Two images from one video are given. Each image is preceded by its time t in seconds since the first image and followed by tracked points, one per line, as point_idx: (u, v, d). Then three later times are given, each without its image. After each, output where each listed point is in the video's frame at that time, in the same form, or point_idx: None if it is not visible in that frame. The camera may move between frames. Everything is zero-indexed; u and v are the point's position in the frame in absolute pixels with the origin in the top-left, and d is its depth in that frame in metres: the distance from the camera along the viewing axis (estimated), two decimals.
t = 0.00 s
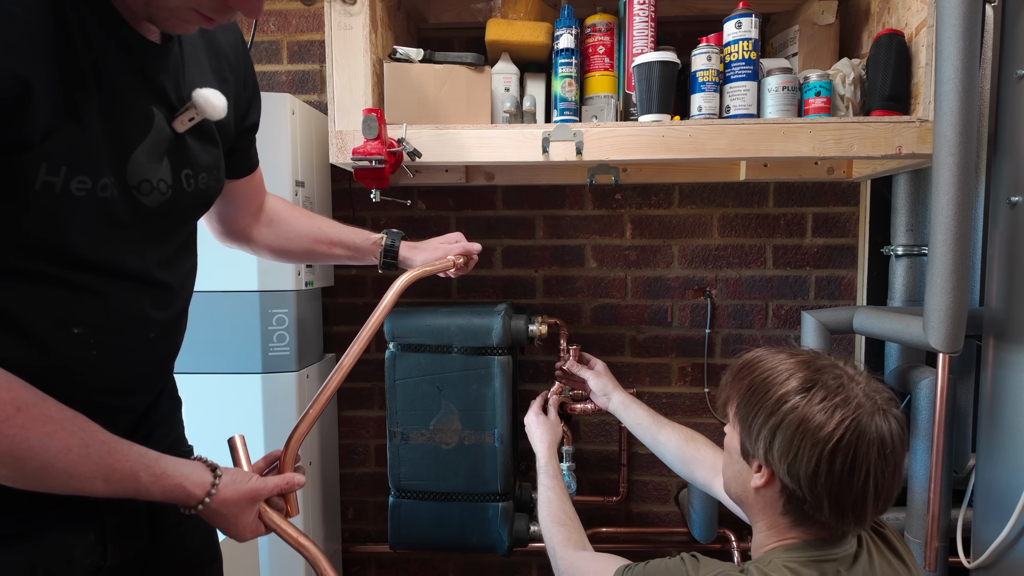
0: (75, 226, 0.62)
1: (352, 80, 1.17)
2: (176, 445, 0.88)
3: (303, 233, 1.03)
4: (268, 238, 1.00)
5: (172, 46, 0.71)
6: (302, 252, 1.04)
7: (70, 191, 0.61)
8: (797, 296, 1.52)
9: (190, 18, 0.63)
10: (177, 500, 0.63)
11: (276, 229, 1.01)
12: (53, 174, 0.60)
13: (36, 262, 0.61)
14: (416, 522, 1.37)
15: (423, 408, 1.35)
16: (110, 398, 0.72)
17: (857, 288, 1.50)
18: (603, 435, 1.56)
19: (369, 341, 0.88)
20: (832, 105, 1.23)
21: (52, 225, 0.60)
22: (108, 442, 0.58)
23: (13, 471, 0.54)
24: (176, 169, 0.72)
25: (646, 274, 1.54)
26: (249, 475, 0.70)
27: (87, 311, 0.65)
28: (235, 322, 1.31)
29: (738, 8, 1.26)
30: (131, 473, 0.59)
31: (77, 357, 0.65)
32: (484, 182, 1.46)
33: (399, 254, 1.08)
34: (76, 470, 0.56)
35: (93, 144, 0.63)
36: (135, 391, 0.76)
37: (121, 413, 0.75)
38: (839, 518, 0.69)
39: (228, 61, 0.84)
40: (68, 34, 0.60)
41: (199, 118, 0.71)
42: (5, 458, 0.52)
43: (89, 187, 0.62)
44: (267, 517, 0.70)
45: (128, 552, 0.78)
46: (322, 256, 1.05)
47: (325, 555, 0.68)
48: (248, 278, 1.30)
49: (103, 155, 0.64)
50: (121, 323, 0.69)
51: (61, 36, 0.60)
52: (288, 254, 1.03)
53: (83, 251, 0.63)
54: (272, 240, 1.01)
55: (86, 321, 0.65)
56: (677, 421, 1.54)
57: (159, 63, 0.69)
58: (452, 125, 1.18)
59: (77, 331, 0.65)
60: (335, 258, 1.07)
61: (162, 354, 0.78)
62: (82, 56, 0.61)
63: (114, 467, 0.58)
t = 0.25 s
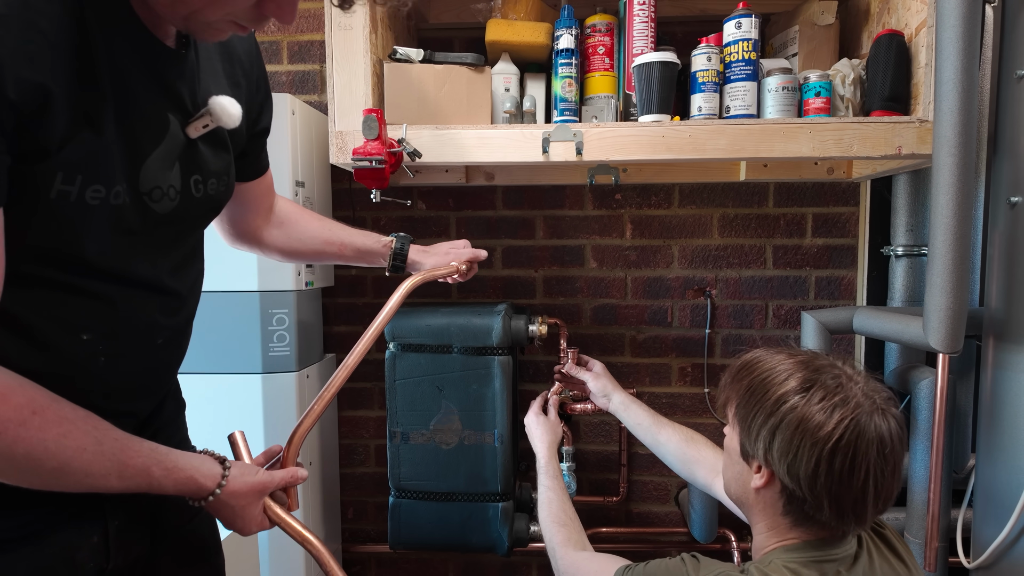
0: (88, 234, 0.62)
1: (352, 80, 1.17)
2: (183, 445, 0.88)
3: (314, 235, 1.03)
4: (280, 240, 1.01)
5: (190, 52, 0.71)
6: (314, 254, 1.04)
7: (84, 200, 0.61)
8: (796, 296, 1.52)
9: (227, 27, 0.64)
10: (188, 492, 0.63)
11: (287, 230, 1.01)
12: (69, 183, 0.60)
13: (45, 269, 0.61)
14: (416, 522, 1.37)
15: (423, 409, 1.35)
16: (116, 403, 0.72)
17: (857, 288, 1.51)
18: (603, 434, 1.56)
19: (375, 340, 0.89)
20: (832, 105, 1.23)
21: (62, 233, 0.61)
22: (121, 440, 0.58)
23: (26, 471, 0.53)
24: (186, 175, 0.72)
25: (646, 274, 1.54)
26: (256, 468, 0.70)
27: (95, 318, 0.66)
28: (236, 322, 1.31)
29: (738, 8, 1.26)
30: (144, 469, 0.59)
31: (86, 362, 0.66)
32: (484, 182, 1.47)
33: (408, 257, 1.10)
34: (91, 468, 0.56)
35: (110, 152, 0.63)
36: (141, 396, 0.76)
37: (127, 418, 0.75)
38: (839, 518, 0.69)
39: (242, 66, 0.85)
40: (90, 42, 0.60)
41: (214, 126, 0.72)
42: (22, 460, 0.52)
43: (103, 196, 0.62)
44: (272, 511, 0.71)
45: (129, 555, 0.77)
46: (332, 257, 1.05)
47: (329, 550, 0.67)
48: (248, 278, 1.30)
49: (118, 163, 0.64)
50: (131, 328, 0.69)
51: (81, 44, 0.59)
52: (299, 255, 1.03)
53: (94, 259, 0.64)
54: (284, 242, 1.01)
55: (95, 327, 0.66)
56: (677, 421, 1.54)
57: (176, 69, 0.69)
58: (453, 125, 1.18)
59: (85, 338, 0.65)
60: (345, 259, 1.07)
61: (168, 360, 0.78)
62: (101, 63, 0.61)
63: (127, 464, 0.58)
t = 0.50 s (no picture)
0: (103, 242, 0.62)
1: (352, 80, 1.17)
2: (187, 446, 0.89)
3: (325, 239, 1.03)
4: (290, 244, 1.00)
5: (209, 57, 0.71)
6: (325, 258, 1.04)
7: (100, 207, 0.61)
8: (797, 296, 1.52)
9: (258, 35, 0.64)
10: (197, 504, 0.63)
11: (297, 234, 1.01)
12: (86, 190, 0.60)
13: (59, 276, 0.62)
14: (417, 522, 1.37)
15: (423, 409, 1.35)
16: (120, 407, 0.73)
17: (857, 288, 1.50)
18: (604, 435, 1.56)
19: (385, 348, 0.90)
20: (832, 105, 1.23)
21: (78, 240, 0.61)
22: (127, 449, 0.58)
23: (34, 479, 0.53)
24: (199, 181, 0.72)
25: (646, 274, 1.54)
26: (265, 481, 0.70)
27: (105, 325, 0.66)
28: (237, 323, 1.31)
29: (738, 8, 1.26)
30: (152, 479, 0.59)
31: (95, 368, 0.67)
32: (484, 182, 1.46)
33: (417, 261, 1.09)
34: (98, 478, 0.55)
35: (126, 159, 0.63)
36: (146, 401, 0.76)
37: (133, 420, 0.76)
38: (847, 512, 0.69)
39: (258, 72, 0.84)
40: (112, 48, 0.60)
41: (231, 133, 0.72)
42: (29, 469, 0.52)
43: (119, 204, 0.63)
44: (280, 526, 0.70)
45: (135, 557, 0.78)
46: (343, 262, 1.05)
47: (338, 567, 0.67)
48: (248, 279, 1.30)
49: (134, 170, 0.64)
50: (142, 337, 0.70)
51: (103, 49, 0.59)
52: (309, 259, 1.03)
53: (109, 266, 0.64)
54: (294, 245, 1.01)
55: (104, 335, 0.66)
56: (677, 421, 1.54)
57: (194, 74, 0.69)
58: (453, 126, 1.18)
59: (94, 346, 0.66)
60: (357, 263, 1.06)
61: (173, 366, 0.78)
62: (121, 69, 0.61)
63: (135, 474, 0.57)
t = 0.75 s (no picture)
0: (119, 245, 0.63)
1: (352, 80, 1.17)
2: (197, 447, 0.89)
3: (333, 239, 1.03)
4: (299, 244, 1.01)
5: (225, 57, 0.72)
6: (333, 258, 1.04)
7: (118, 209, 0.61)
8: (797, 296, 1.51)
9: (270, 35, 0.65)
10: (209, 509, 0.64)
11: (306, 234, 1.01)
12: (103, 191, 0.60)
13: (77, 278, 0.62)
14: (417, 523, 1.37)
15: (423, 409, 1.35)
16: (132, 411, 0.73)
17: (857, 288, 1.50)
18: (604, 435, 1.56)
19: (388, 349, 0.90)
20: (833, 105, 1.23)
21: (95, 241, 0.61)
22: (142, 454, 0.58)
23: (48, 484, 0.53)
24: (216, 182, 0.73)
25: (646, 274, 1.54)
26: (276, 485, 0.71)
27: (119, 330, 0.66)
28: (238, 323, 1.31)
29: (738, 8, 1.26)
30: (165, 484, 0.59)
31: (107, 374, 0.67)
32: (484, 182, 1.46)
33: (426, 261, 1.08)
34: (112, 483, 0.55)
35: (144, 160, 0.63)
36: (157, 404, 0.76)
37: (144, 424, 0.76)
38: (786, 470, 0.66)
39: (271, 72, 0.85)
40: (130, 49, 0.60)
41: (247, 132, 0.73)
42: (44, 474, 0.52)
43: (138, 205, 0.63)
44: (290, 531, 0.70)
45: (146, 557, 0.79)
46: (351, 262, 1.05)
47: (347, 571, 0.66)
48: (248, 279, 1.30)
49: (151, 171, 0.64)
50: (158, 339, 0.70)
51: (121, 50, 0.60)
52: (318, 259, 1.03)
53: (126, 267, 0.64)
54: (303, 246, 1.01)
55: (117, 340, 0.66)
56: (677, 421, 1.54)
57: (212, 75, 0.69)
58: (453, 125, 1.18)
59: (107, 349, 0.66)
60: (366, 262, 1.07)
61: (185, 371, 0.78)
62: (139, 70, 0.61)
63: (148, 479, 0.58)
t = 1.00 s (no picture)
0: (126, 246, 0.63)
1: (352, 80, 1.17)
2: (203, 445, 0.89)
3: (313, 233, 1.04)
4: (281, 239, 1.01)
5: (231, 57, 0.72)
6: (312, 252, 1.04)
7: (126, 211, 0.61)
8: (797, 296, 1.51)
9: (266, 34, 0.65)
10: (210, 518, 0.64)
11: (286, 229, 1.01)
12: (110, 193, 0.60)
13: (86, 279, 0.62)
14: (417, 523, 1.37)
15: (423, 409, 1.35)
16: (142, 413, 0.73)
17: (857, 288, 1.50)
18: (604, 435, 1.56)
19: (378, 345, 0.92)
20: (833, 105, 1.23)
21: (103, 242, 0.61)
22: (146, 461, 0.58)
23: (51, 488, 0.53)
24: (227, 182, 0.74)
25: (647, 274, 1.54)
26: (277, 494, 0.71)
27: (127, 332, 0.66)
28: (239, 323, 1.31)
29: (738, 8, 1.26)
30: (168, 492, 0.59)
31: (114, 374, 0.67)
32: (484, 182, 1.46)
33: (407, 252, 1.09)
34: (116, 490, 0.56)
35: (152, 162, 0.63)
36: (167, 405, 0.77)
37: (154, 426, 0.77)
38: (712, 485, 0.68)
39: (275, 71, 0.85)
40: (136, 51, 0.60)
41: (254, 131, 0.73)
42: (49, 480, 0.52)
43: (145, 207, 0.63)
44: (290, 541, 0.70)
45: (149, 557, 0.79)
46: (331, 255, 1.06)
47: None
48: (249, 279, 1.30)
49: (160, 173, 0.64)
50: (163, 339, 0.70)
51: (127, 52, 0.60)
52: (298, 253, 1.04)
53: (134, 268, 0.65)
54: (284, 240, 1.01)
55: (125, 341, 0.67)
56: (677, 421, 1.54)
57: (218, 75, 0.69)
58: (453, 126, 1.18)
59: (114, 351, 0.66)
60: (344, 256, 1.07)
61: (191, 372, 0.79)
62: (145, 72, 0.61)
63: (151, 486, 0.58)
